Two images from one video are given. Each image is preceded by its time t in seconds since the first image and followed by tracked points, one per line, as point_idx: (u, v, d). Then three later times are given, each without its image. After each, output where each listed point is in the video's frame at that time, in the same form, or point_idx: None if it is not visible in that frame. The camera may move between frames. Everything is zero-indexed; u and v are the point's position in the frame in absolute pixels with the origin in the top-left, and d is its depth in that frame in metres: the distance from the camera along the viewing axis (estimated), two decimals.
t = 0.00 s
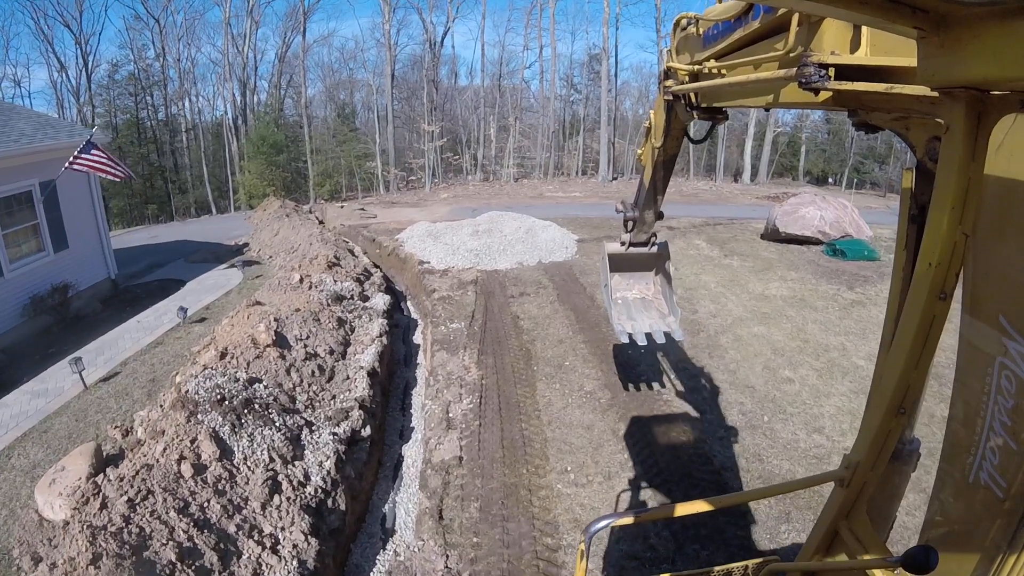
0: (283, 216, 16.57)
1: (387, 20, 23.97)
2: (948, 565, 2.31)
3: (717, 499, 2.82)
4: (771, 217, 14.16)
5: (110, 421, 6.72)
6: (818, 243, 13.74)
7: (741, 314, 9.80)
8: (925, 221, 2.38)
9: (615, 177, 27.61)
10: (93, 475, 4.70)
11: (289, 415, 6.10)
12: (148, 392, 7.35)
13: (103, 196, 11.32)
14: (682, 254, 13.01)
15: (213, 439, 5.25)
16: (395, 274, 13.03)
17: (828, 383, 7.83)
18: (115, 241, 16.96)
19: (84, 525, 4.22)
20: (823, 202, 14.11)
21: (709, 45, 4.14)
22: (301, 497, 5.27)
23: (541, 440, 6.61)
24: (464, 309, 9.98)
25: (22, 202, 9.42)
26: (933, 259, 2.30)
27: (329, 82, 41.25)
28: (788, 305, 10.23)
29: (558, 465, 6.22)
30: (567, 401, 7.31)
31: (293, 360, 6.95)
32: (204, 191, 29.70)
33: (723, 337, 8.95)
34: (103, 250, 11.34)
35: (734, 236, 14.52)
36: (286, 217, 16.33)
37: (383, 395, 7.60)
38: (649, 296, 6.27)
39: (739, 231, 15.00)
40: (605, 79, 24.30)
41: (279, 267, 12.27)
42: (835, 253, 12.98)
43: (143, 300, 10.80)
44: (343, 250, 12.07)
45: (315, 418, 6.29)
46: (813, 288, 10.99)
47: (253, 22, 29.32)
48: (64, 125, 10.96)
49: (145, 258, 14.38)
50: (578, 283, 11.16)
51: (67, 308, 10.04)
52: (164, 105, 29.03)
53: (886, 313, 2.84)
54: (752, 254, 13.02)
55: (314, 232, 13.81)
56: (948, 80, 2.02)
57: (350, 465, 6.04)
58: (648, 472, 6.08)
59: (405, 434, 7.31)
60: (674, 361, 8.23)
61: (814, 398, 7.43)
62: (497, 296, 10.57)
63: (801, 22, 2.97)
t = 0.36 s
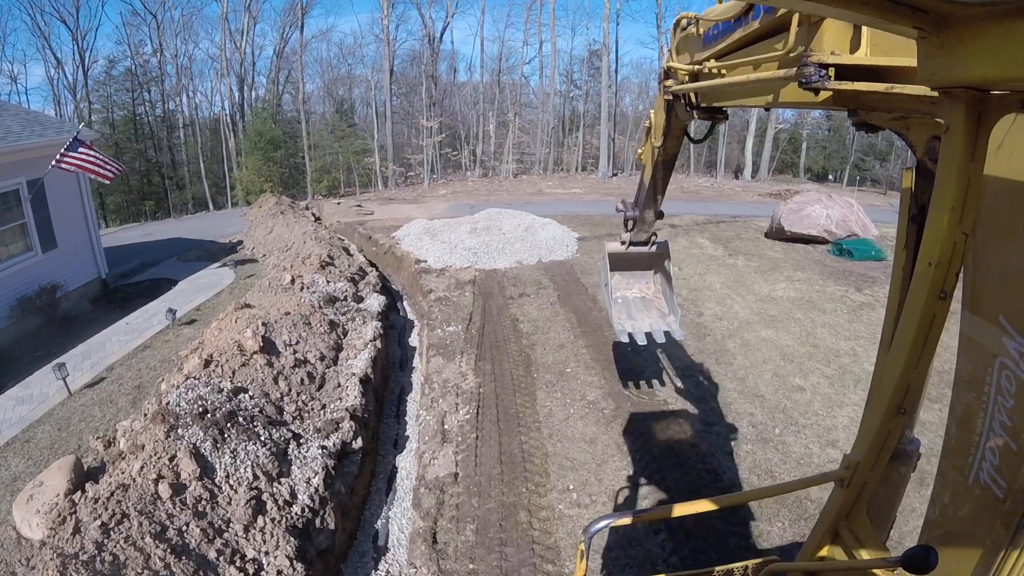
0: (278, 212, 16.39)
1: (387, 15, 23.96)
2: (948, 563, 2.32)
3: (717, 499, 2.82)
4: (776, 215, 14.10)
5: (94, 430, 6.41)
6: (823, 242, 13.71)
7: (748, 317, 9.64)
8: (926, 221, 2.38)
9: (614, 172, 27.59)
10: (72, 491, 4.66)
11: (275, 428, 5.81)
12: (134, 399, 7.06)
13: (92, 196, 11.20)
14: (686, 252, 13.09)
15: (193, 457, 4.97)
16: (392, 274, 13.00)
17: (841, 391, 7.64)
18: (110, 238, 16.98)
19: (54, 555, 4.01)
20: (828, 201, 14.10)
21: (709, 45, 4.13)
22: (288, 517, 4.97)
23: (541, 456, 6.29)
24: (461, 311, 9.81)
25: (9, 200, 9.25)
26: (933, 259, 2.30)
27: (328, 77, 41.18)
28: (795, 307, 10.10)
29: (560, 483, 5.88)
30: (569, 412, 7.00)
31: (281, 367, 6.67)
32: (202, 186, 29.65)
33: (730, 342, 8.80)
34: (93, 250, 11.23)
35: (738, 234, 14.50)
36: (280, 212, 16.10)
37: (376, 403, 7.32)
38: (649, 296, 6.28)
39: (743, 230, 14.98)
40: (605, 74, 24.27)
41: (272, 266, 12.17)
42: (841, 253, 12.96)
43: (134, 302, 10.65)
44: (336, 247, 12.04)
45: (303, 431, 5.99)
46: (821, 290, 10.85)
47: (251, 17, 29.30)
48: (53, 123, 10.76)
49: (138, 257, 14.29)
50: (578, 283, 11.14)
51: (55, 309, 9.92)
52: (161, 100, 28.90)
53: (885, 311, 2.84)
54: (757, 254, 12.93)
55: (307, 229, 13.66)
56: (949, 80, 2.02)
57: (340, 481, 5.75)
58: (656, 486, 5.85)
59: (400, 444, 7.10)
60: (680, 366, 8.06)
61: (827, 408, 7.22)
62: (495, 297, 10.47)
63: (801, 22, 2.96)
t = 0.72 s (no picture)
0: (278, 210, 16.32)
1: (390, 11, 23.89)
2: (949, 561, 2.33)
3: (718, 498, 2.83)
4: (787, 214, 13.95)
5: (82, 438, 6.26)
6: (834, 243, 13.44)
7: (759, 321, 9.44)
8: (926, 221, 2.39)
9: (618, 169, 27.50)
10: (56, 505, 4.41)
11: (266, 440, 5.66)
12: (125, 405, 6.93)
13: (89, 196, 11.17)
14: (691, 252, 12.68)
15: (178, 472, 4.80)
16: (394, 273, 12.96)
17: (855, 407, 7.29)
18: (110, 236, 16.96)
19: None
20: (839, 201, 13.81)
21: (709, 46, 4.15)
22: (277, 536, 4.82)
23: (545, 471, 6.15)
24: (463, 314, 9.68)
25: (3, 198, 9.22)
26: (933, 259, 2.30)
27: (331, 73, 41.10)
28: (808, 311, 9.83)
29: (564, 502, 5.75)
30: (573, 423, 6.85)
31: (273, 374, 6.52)
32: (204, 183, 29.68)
33: (741, 348, 8.60)
34: (90, 249, 11.21)
35: (746, 233, 14.33)
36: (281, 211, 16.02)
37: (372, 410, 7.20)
38: (650, 296, 6.29)
39: (751, 229, 14.82)
40: (610, 70, 24.13)
41: (270, 266, 12.16)
42: (852, 254, 12.64)
43: (130, 303, 10.59)
44: (337, 247, 11.99)
45: (296, 443, 5.87)
46: (832, 292, 10.64)
47: (254, 13, 29.27)
48: (47, 120, 10.73)
49: (137, 255, 14.28)
50: (582, 284, 11.03)
51: (50, 309, 9.87)
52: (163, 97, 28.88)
53: (886, 313, 2.85)
54: (766, 254, 12.73)
55: (307, 228, 13.61)
56: (949, 80, 2.02)
57: (334, 495, 5.63)
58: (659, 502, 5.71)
59: (397, 453, 7.04)
60: (691, 375, 7.85)
61: (842, 419, 7.01)
62: (498, 299, 10.33)
63: (802, 22, 2.96)
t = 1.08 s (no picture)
0: (284, 210, 16.29)
1: (400, 12, 23.91)
2: (949, 562, 2.33)
3: (722, 497, 2.83)
4: (800, 218, 13.54)
5: (78, 444, 6.20)
6: (849, 249, 13.00)
7: (774, 330, 9.25)
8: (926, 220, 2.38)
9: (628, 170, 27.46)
10: (48, 514, 4.19)
11: (264, 451, 5.38)
12: (123, 409, 6.87)
13: (93, 196, 11.23)
14: (703, 257, 12.44)
15: (170, 485, 4.51)
16: (401, 275, 12.93)
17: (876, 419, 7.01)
18: (117, 236, 17.03)
19: None
20: (854, 206, 13.41)
21: (709, 45, 4.15)
22: (274, 554, 4.54)
23: (553, 487, 5.95)
24: (471, 320, 9.53)
25: (6, 197, 9.27)
26: (933, 259, 2.30)
27: (341, 74, 41.18)
28: (823, 319, 9.64)
29: (572, 521, 5.53)
30: (582, 437, 6.66)
31: (273, 383, 6.23)
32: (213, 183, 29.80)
33: (756, 358, 8.41)
34: (94, 249, 11.27)
35: (759, 237, 14.14)
36: (288, 211, 15.98)
37: (376, 420, 6.91)
38: (651, 296, 6.28)
39: (764, 232, 14.63)
40: (621, 71, 24.06)
41: (275, 267, 12.15)
42: (866, 260, 12.29)
43: (133, 304, 10.60)
44: (343, 249, 11.92)
45: (295, 454, 5.59)
46: (848, 300, 10.42)
47: (263, 12, 29.41)
48: (52, 119, 10.80)
49: (143, 255, 14.32)
50: (591, 288, 10.91)
51: (53, 309, 9.88)
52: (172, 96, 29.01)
53: (886, 315, 2.84)
54: (780, 259, 12.52)
55: (313, 229, 13.55)
56: (949, 80, 2.02)
57: (334, 509, 5.36)
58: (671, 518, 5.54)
59: (401, 463, 6.80)
60: (704, 386, 7.67)
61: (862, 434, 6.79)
62: (506, 304, 10.18)
63: (801, 22, 2.97)
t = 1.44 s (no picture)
0: (295, 208, 16.31)
1: (414, 10, 23.91)
2: (948, 565, 2.32)
3: (730, 496, 2.83)
4: (819, 221, 13.16)
5: (78, 447, 6.20)
6: (870, 253, 12.59)
7: (794, 337, 9.04)
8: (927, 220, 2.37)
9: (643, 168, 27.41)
10: (42, 522, 4.14)
11: (264, 460, 5.28)
12: (125, 411, 6.88)
13: (101, 192, 11.35)
14: (720, 259, 12.19)
15: (166, 497, 4.42)
16: (413, 274, 12.87)
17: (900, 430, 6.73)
18: (128, 232, 17.10)
19: None
20: (875, 209, 13.00)
21: (710, 46, 4.11)
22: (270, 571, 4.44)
23: (564, 504, 5.84)
24: (482, 323, 9.37)
25: (14, 193, 9.35)
26: (934, 259, 2.29)
27: (356, 72, 41.31)
28: (844, 327, 9.43)
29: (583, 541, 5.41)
30: (595, 450, 6.56)
31: (276, 388, 6.11)
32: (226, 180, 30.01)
33: (775, 367, 8.20)
34: (103, 246, 11.37)
35: (777, 240, 13.93)
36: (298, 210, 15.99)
37: (381, 425, 6.81)
38: (650, 296, 6.29)
39: (782, 234, 14.42)
40: (636, 69, 23.95)
41: (283, 266, 12.15)
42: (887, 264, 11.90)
43: (140, 302, 10.66)
44: (354, 248, 11.89)
45: (297, 464, 5.48)
46: (869, 307, 10.20)
47: (278, 10, 29.60)
48: (61, 116, 10.93)
49: (153, 252, 14.40)
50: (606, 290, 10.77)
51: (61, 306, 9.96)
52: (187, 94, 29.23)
53: (885, 314, 2.84)
54: (800, 263, 12.29)
55: (323, 228, 13.53)
56: (949, 81, 2.02)
57: (336, 522, 5.25)
58: (681, 533, 5.41)
59: (407, 471, 6.67)
60: (721, 397, 7.50)
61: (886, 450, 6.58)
62: (519, 307, 10.01)
63: (801, 22, 2.96)
